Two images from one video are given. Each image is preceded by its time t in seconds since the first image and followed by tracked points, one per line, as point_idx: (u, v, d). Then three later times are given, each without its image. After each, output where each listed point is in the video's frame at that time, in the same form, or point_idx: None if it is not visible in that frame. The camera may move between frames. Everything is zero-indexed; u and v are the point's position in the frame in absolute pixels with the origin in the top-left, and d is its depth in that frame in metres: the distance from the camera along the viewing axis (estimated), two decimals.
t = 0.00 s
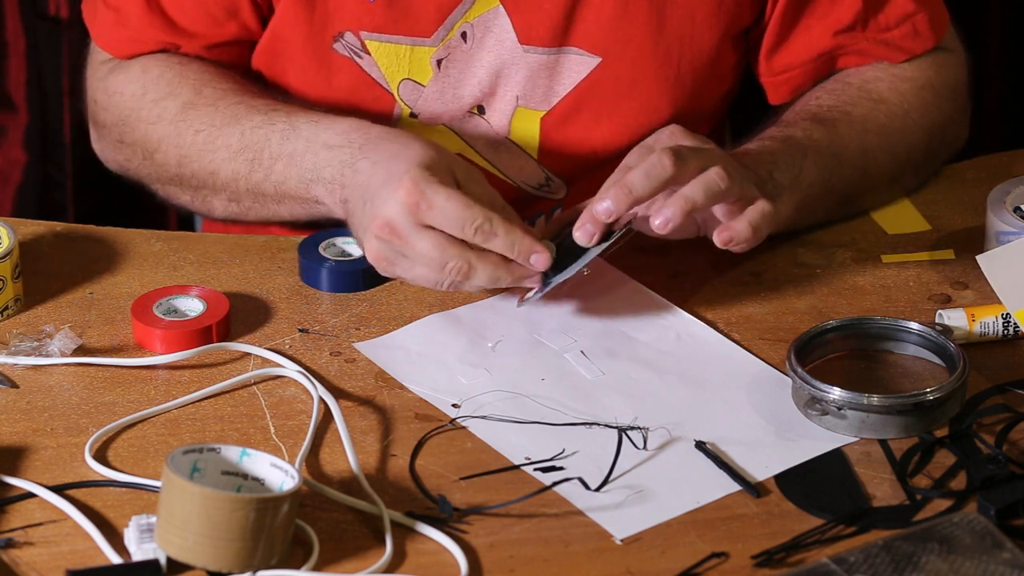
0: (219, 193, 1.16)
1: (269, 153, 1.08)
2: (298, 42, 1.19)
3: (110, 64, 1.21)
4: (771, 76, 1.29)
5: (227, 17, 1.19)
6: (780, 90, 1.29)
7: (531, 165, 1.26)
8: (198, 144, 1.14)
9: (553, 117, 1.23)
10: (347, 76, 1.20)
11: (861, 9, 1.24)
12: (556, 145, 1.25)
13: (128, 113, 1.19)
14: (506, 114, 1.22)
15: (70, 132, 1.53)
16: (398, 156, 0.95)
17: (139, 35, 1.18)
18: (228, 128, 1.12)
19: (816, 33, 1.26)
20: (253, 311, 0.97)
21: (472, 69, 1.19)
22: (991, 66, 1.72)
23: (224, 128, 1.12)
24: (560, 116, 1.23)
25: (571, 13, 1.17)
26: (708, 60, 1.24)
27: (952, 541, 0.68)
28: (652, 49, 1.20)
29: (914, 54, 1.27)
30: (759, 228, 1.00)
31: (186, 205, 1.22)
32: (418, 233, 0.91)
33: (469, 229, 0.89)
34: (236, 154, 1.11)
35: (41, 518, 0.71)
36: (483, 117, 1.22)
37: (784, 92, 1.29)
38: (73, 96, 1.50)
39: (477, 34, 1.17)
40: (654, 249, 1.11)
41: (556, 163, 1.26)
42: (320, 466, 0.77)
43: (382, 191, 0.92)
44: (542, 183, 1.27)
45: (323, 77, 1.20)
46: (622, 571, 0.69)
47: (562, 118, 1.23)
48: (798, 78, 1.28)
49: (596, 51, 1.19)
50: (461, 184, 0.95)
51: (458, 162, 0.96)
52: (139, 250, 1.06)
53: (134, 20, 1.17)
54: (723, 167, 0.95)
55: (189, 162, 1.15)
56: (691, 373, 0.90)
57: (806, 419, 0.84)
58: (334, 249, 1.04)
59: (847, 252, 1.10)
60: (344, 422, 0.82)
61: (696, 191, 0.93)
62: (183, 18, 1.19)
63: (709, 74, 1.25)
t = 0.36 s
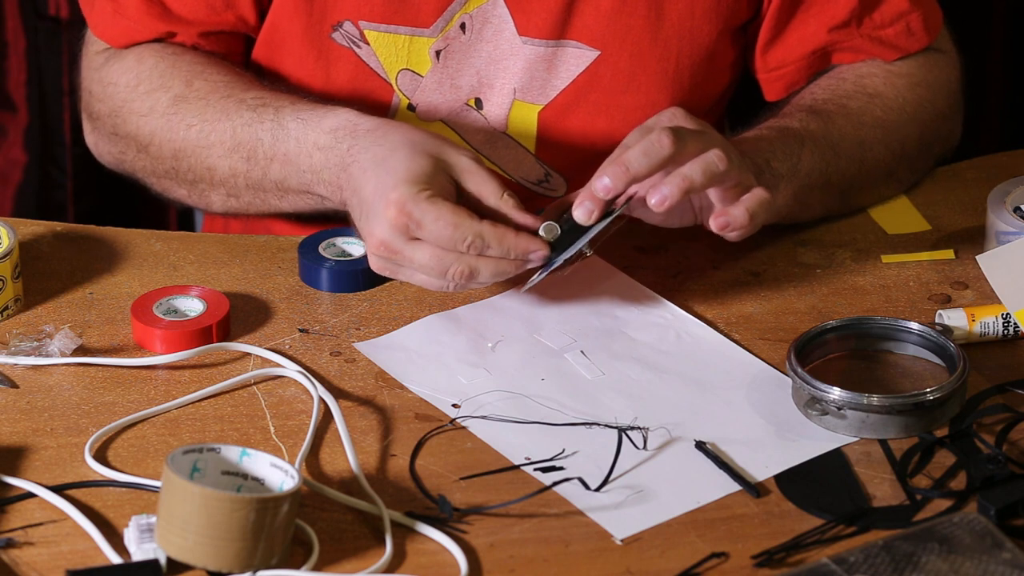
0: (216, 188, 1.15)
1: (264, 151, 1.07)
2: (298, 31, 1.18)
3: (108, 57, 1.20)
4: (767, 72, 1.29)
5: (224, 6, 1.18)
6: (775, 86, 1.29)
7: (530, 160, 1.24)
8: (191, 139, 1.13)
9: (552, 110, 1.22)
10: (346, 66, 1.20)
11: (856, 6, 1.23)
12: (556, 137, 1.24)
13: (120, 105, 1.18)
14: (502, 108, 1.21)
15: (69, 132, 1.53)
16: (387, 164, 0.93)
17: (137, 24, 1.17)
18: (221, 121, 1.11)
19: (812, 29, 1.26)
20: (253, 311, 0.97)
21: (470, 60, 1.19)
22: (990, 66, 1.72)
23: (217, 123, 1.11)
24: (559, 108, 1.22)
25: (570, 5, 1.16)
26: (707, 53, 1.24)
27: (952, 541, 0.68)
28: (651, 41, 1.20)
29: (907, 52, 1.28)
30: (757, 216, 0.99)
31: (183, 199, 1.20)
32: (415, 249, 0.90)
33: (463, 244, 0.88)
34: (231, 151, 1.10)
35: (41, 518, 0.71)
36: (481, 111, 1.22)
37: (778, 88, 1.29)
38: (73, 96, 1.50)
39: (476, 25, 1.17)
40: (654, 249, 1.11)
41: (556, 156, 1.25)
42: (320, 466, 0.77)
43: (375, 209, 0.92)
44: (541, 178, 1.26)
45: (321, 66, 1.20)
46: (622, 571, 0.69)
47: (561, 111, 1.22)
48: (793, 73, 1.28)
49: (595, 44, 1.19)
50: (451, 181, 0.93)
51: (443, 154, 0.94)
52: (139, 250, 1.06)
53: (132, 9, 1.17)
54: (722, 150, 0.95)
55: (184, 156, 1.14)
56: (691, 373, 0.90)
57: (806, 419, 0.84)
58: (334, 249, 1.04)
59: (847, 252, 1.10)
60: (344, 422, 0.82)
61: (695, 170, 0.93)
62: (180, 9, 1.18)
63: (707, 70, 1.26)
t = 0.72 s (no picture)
0: (198, 186, 1.13)
1: (257, 149, 1.05)
2: (296, 27, 1.17)
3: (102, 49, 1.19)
4: (766, 70, 1.29)
5: (219, 2, 1.17)
6: (774, 85, 1.29)
7: (529, 157, 1.24)
8: (185, 135, 1.11)
9: (550, 106, 1.21)
10: (343, 62, 1.19)
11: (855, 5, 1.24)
12: (553, 133, 1.23)
13: (116, 99, 1.16)
14: (500, 104, 1.20)
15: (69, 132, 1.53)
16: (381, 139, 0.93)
17: (132, 20, 1.16)
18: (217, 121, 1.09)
19: (812, 28, 1.26)
20: (253, 311, 0.97)
21: (468, 57, 1.18)
22: (988, 66, 1.72)
23: (214, 121, 1.10)
24: (557, 104, 1.21)
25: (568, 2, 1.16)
26: (705, 51, 1.24)
27: (952, 542, 0.68)
28: (649, 38, 1.20)
29: (909, 50, 1.28)
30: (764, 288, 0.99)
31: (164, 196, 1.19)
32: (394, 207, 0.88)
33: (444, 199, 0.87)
34: (223, 147, 1.08)
35: (41, 518, 0.71)
36: (478, 109, 1.21)
37: (778, 87, 1.29)
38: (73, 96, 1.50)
39: (473, 23, 1.16)
40: (654, 249, 1.11)
41: (552, 153, 1.24)
42: (320, 466, 0.77)
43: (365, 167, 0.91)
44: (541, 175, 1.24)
45: (320, 62, 1.19)
46: (622, 571, 0.69)
47: (560, 107, 1.21)
48: (792, 73, 1.28)
49: (593, 41, 1.19)
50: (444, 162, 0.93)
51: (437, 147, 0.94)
52: (139, 250, 1.06)
53: (126, 4, 1.15)
54: (757, 221, 0.96)
55: (173, 151, 1.12)
56: (691, 372, 0.90)
57: (805, 419, 0.84)
58: (334, 249, 1.04)
59: (847, 252, 1.10)
60: (345, 422, 0.82)
61: (726, 238, 0.93)
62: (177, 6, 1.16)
63: (705, 68, 1.26)
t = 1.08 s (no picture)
0: (198, 200, 1.13)
1: (247, 167, 1.05)
2: (289, 26, 1.17)
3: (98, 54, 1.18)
4: (763, 67, 1.29)
5: (212, 4, 1.16)
6: (770, 82, 1.29)
7: (524, 154, 1.24)
8: (176, 150, 1.11)
9: (546, 104, 1.21)
10: (336, 60, 1.18)
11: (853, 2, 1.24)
12: (549, 131, 1.23)
13: (109, 109, 1.16)
14: (496, 101, 1.21)
15: (69, 132, 1.53)
16: (365, 183, 0.93)
17: (126, 23, 1.16)
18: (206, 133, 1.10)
19: (810, 26, 1.26)
20: (253, 311, 0.97)
21: (463, 55, 1.18)
22: (989, 66, 1.72)
23: (202, 137, 1.10)
24: (553, 102, 1.21)
25: None
26: (699, 50, 1.24)
27: (952, 541, 0.68)
28: (643, 36, 1.20)
29: (908, 46, 1.28)
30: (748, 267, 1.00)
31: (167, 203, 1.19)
32: (387, 267, 0.89)
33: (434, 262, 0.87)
34: (213, 165, 1.08)
35: (41, 518, 0.71)
36: (474, 106, 1.21)
37: (775, 85, 1.29)
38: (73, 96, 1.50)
39: (468, 20, 1.16)
40: (654, 248, 1.11)
41: (548, 151, 1.24)
42: (320, 466, 0.77)
43: (354, 225, 0.91)
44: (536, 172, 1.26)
45: (314, 61, 1.18)
46: (622, 571, 0.69)
47: (556, 105, 1.22)
48: (790, 70, 1.28)
49: (588, 39, 1.19)
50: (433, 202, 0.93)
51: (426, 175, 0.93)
52: (139, 250, 1.06)
53: (120, 6, 1.15)
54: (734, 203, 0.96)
55: (167, 165, 1.12)
56: (691, 372, 0.90)
57: (806, 419, 0.84)
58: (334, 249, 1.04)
59: (847, 252, 1.10)
60: (344, 422, 0.82)
61: (701, 224, 0.93)
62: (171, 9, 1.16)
63: (700, 66, 1.26)
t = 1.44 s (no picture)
0: (187, 205, 1.10)
1: (239, 177, 1.03)
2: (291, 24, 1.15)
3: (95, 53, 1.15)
4: (766, 70, 1.29)
5: None
6: (774, 85, 1.29)
7: (524, 154, 1.24)
8: (167, 154, 1.08)
9: (547, 104, 1.21)
10: (339, 58, 1.17)
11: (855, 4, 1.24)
12: (550, 132, 1.23)
13: (99, 106, 1.12)
14: (497, 100, 1.20)
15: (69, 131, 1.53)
16: (379, 213, 0.91)
17: (127, 16, 1.12)
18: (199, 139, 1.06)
19: (813, 29, 1.26)
20: (253, 311, 0.97)
21: (465, 54, 1.17)
22: (989, 66, 1.72)
23: (194, 142, 1.07)
24: (554, 103, 1.21)
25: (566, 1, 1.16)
26: (699, 52, 1.24)
27: (952, 542, 0.68)
28: (645, 38, 1.20)
29: (908, 48, 1.28)
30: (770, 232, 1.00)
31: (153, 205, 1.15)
32: (424, 303, 0.90)
33: (472, 304, 0.88)
34: (205, 172, 1.06)
35: (41, 518, 0.71)
36: (474, 105, 1.20)
37: (779, 86, 1.29)
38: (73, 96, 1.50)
39: (470, 19, 1.16)
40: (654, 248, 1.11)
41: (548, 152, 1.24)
42: (320, 466, 0.77)
43: (382, 257, 0.90)
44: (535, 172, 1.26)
45: (316, 59, 1.17)
46: (622, 571, 0.69)
47: (557, 106, 1.21)
48: (794, 72, 1.28)
49: (590, 40, 1.18)
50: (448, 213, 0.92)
51: (435, 190, 0.91)
52: (139, 250, 1.06)
53: None
54: (733, 176, 0.95)
55: (156, 168, 1.09)
56: (691, 372, 0.90)
57: (806, 419, 0.84)
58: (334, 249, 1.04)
59: (847, 252, 1.10)
60: (345, 422, 0.82)
61: (704, 206, 0.93)
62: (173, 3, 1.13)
63: (700, 68, 1.26)
